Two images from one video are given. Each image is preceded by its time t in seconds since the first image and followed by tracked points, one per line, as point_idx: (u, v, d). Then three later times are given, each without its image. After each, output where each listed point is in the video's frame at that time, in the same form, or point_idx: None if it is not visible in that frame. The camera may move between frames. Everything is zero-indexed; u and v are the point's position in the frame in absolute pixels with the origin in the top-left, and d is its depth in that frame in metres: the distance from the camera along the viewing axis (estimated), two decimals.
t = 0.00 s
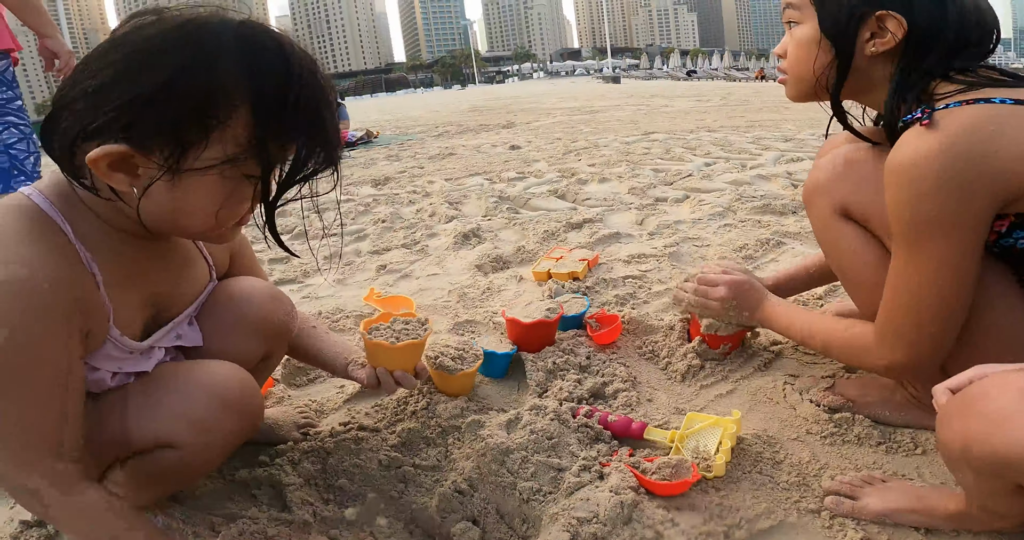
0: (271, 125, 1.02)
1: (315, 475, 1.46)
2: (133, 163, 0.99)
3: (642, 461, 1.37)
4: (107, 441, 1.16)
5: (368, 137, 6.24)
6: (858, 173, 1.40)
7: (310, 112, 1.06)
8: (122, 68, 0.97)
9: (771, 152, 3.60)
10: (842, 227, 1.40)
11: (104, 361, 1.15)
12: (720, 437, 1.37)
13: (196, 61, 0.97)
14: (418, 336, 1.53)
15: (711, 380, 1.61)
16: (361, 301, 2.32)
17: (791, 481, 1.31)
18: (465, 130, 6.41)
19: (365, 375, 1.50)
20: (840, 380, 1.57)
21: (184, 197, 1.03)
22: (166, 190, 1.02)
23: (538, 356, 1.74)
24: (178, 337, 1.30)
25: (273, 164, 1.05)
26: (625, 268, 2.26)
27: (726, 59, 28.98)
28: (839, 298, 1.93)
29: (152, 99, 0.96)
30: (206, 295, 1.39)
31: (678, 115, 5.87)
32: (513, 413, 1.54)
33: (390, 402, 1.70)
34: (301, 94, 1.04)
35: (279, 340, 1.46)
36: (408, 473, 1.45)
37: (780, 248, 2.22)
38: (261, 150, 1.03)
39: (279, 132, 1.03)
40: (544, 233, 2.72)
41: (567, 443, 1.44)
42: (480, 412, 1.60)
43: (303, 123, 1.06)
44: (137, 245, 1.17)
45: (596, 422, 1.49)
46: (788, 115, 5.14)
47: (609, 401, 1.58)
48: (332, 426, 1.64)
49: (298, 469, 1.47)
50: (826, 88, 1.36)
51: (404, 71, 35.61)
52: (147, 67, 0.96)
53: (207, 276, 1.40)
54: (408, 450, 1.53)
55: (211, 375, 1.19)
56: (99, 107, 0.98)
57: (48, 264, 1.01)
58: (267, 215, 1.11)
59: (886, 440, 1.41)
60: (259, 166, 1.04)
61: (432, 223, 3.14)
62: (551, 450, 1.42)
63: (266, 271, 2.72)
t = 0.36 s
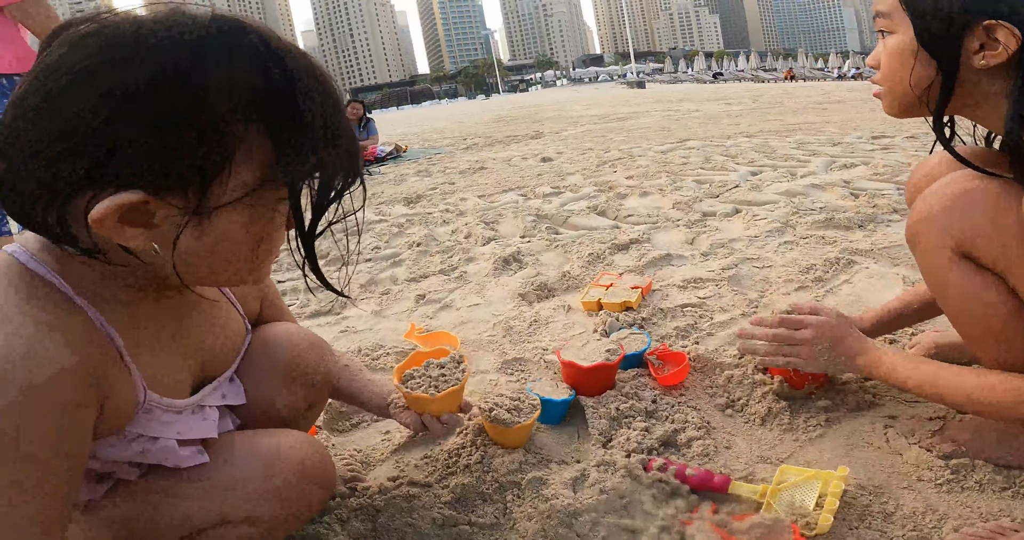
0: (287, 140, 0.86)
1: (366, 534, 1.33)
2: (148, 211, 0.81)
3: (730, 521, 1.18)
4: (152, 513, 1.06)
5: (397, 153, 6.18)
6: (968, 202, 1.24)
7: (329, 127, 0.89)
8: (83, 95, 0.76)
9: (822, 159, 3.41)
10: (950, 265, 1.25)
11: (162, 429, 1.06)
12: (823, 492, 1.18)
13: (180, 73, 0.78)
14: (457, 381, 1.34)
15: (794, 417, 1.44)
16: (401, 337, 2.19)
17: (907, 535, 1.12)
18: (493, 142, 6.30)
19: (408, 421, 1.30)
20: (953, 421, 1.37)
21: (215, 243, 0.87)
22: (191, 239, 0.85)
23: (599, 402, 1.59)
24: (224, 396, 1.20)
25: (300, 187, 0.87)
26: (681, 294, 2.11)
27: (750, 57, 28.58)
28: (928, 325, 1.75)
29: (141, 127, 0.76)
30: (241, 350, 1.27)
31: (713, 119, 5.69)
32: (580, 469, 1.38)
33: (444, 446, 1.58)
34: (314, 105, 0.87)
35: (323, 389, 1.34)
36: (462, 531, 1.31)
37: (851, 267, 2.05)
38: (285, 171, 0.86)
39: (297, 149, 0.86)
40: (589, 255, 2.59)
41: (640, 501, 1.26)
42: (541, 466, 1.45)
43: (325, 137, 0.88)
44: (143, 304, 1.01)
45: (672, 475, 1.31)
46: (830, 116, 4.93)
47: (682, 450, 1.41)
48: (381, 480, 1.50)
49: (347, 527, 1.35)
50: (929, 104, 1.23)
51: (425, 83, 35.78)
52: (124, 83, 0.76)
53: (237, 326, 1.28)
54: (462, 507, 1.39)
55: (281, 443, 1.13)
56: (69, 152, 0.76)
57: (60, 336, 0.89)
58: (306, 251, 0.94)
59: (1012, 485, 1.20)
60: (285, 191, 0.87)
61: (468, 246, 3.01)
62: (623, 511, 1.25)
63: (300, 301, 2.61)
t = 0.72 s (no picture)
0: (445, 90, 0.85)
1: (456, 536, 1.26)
2: (312, 157, 0.81)
3: (859, 517, 1.17)
4: (255, 504, 1.00)
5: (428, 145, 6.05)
6: None
7: (476, 77, 0.90)
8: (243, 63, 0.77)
9: (884, 155, 3.34)
10: None
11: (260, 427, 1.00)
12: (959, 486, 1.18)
13: (346, 29, 0.78)
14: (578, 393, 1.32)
15: (908, 417, 1.40)
16: (467, 329, 2.11)
17: None
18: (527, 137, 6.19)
19: (513, 429, 1.29)
20: None
21: (372, 194, 0.86)
22: (350, 190, 0.85)
23: (693, 396, 1.54)
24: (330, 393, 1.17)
25: (453, 134, 0.88)
26: (760, 288, 2.04)
27: (777, 58, 28.28)
28: None
29: (307, 86, 0.77)
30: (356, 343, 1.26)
31: (755, 116, 5.59)
32: (685, 464, 1.33)
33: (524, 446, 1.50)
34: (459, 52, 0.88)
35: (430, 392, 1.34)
36: (556, 531, 1.25)
37: (939, 263, 2.02)
38: (443, 121, 0.85)
39: (453, 95, 0.86)
40: (654, 250, 2.50)
41: (757, 498, 1.24)
42: (638, 462, 1.37)
43: (472, 86, 0.89)
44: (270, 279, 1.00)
45: (786, 471, 1.29)
46: (879, 115, 4.83)
47: (789, 446, 1.38)
48: (467, 478, 1.42)
49: (437, 528, 1.28)
50: None
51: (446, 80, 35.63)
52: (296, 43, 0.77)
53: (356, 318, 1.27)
54: (555, 506, 1.31)
55: (377, 441, 1.08)
56: (234, 117, 0.78)
57: (158, 316, 0.84)
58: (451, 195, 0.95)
59: None
60: (442, 140, 0.87)
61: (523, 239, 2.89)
62: (740, 508, 1.22)
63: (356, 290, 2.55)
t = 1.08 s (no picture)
0: (438, 71, 0.80)
1: (477, 532, 1.23)
2: (295, 130, 0.80)
3: (894, 512, 1.15)
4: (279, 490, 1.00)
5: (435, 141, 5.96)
6: None
7: (478, 62, 0.84)
8: (246, 41, 0.78)
9: (904, 153, 3.31)
10: None
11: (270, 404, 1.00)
12: (998, 482, 1.16)
13: (341, 12, 0.76)
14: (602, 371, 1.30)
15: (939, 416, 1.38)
16: (483, 324, 2.08)
17: None
18: (537, 135, 6.10)
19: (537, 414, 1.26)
20: None
21: (362, 170, 0.82)
22: (338, 167, 0.82)
23: (716, 390, 1.52)
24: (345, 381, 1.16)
25: (447, 117, 0.83)
26: (781, 284, 2.01)
27: (788, 59, 28.10)
28: None
29: (289, 69, 0.77)
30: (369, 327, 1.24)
31: (768, 114, 5.53)
32: (711, 459, 1.31)
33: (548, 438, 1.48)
34: (468, 44, 0.83)
35: (440, 381, 1.32)
36: (578, 528, 1.22)
37: (966, 259, 2.00)
38: (436, 96, 0.81)
39: (447, 81, 0.81)
40: (671, 245, 2.44)
41: (786, 494, 1.22)
42: (662, 457, 1.34)
43: (473, 68, 0.84)
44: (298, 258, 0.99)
45: (816, 466, 1.26)
46: (896, 113, 4.77)
47: (817, 442, 1.36)
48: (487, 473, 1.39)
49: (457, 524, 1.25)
50: None
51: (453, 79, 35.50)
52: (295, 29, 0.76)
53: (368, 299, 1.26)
54: (577, 501, 1.29)
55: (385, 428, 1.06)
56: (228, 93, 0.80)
57: (211, 263, 0.80)
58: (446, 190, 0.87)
59: None
60: (434, 122, 0.82)
61: (540, 235, 2.79)
62: (770, 504, 1.20)
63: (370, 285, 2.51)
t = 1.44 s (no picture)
0: (466, 73, 0.84)
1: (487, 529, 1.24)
2: (327, 130, 0.79)
3: (904, 512, 1.15)
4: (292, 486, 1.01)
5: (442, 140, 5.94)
6: None
7: (500, 63, 0.87)
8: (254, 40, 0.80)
9: (916, 153, 3.29)
10: None
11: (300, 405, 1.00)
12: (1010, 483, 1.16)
13: (341, 13, 0.78)
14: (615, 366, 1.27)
15: (951, 416, 1.38)
16: (492, 322, 2.08)
17: None
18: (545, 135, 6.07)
19: (551, 409, 1.28)
20: None
21: (389, 173, 0.83)
22: (366, 168, 0.82)
23: (726, 390, 1.52)
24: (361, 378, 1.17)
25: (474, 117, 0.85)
26: (792, 284, 2.00)
27: (798, 58, 27.95)
28: None
29: (295, 69, 0.78)
30: (383, 327, 1.24)
31: (778, 114, 5.50)
32: (721, 458, 1.31)
33: (560, 436, 1.48)
34: (481, 42, 0.85)
35: (455, 378, 1.32)
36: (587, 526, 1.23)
37: (978, 260, 1.99)
38: (467, 99, 0.84)
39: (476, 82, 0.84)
40: (680, 245, 2.43)
41: (797, 493, 1.21)
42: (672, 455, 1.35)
43: (499, 70, 0.87)
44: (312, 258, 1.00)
45: (827, 466, 1.26)
46: (908, 113, 4.73)
47: (828, 441, 1.35)
48: (497, 471, 1.39)
49: (467, 521, 1.26)
50: None
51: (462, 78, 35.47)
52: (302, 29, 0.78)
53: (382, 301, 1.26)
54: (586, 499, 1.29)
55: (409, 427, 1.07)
56: (238, 91, 0.82)
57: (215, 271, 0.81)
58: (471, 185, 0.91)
59: None
60: (464, 122, 0.84)
61: (548, 234, 2.80)
62: (780, 502, 1.20)
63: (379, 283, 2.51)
